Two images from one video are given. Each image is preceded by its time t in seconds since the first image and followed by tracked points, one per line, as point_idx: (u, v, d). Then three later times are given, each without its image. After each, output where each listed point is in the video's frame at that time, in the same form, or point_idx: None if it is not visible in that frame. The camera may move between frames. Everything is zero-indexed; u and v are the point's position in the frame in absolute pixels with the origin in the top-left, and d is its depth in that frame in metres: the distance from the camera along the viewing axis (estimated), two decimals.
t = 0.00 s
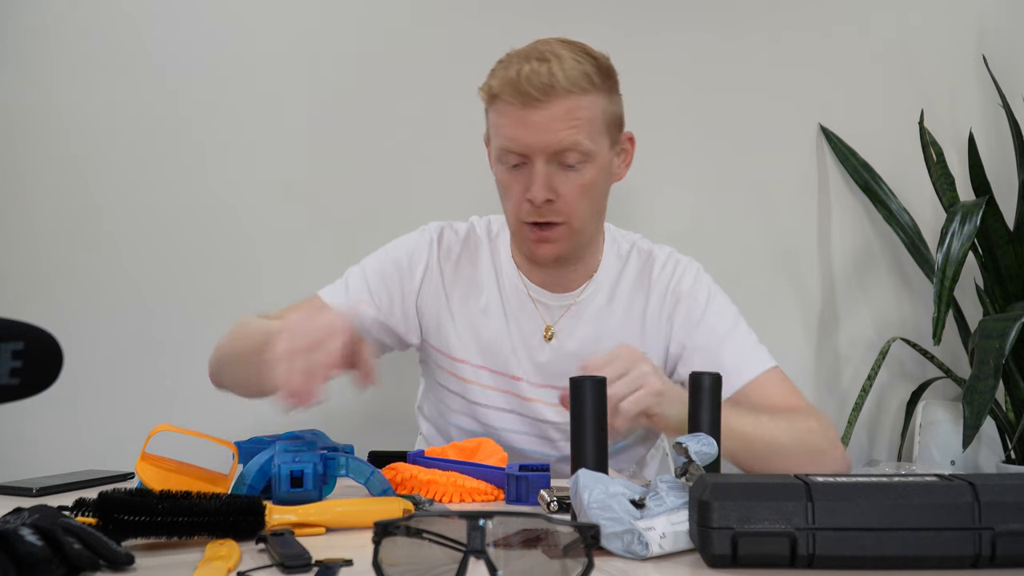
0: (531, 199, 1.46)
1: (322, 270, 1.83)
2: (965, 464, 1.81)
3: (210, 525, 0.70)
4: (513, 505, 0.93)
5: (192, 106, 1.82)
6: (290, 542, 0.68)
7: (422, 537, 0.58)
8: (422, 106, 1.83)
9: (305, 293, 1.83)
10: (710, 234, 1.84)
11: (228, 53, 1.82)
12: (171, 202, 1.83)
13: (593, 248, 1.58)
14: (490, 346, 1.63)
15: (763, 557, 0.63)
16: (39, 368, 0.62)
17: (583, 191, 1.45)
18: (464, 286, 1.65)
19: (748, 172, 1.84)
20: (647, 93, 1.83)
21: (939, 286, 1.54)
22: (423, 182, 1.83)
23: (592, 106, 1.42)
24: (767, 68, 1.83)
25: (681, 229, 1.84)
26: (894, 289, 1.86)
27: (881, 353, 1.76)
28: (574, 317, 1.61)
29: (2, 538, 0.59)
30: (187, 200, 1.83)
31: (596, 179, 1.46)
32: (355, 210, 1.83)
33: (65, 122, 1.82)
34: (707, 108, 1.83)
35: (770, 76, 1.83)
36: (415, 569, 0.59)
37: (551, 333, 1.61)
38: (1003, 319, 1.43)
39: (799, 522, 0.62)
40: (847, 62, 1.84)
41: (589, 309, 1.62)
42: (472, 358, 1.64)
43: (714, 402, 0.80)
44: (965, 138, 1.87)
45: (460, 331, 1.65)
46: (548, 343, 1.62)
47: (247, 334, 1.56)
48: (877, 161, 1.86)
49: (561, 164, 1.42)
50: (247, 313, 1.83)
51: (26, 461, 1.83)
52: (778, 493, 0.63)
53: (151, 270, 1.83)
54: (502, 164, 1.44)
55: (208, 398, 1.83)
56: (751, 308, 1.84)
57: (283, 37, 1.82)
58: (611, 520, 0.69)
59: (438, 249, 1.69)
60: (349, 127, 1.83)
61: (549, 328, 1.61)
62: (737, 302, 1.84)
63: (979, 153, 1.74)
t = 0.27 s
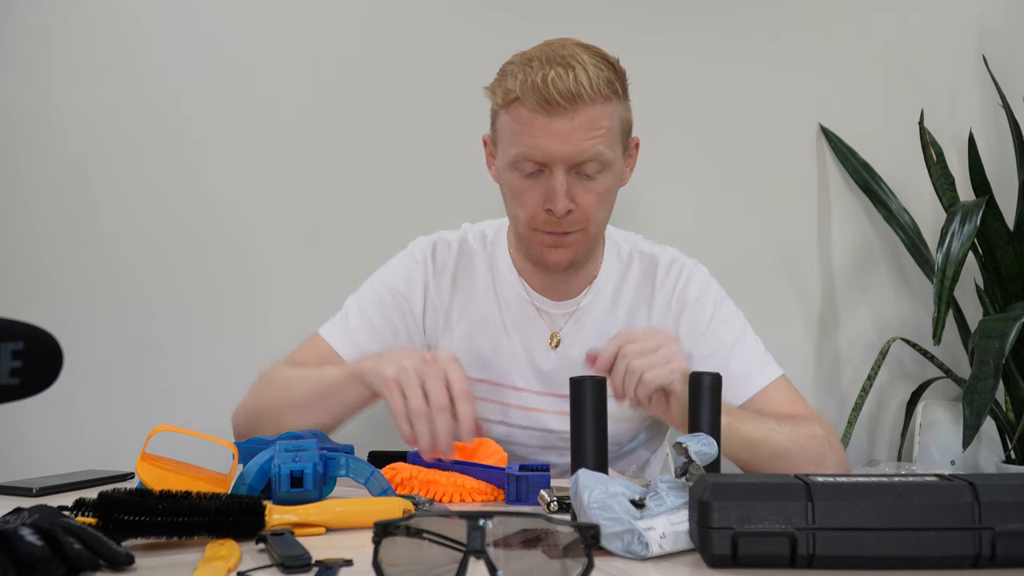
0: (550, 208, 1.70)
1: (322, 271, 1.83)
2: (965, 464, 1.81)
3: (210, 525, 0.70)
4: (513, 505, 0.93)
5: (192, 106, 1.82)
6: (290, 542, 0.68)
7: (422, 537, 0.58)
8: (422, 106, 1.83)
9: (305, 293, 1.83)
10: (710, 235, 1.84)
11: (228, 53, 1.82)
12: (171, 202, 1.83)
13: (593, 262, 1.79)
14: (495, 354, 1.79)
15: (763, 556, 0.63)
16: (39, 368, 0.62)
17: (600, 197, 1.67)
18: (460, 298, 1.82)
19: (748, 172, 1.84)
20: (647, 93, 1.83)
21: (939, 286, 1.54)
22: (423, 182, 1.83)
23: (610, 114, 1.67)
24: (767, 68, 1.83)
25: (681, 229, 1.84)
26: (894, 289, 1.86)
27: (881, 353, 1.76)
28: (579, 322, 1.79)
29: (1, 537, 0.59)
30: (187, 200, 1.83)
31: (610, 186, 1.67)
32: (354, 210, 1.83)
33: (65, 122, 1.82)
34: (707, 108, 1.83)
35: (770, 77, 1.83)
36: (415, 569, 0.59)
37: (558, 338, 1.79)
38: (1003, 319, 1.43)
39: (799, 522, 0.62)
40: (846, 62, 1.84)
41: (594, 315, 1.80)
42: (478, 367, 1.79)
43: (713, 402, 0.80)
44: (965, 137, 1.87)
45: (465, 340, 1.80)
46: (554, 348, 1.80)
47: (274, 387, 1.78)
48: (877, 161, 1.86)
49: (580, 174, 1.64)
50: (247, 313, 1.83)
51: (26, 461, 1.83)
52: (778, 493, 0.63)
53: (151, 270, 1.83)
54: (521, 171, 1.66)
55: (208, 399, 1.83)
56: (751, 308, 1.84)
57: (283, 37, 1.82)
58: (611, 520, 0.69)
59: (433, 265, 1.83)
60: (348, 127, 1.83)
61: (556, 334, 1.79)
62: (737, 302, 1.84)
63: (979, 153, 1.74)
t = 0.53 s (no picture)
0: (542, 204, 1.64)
1: (322, 271, 1.83)
2: (965, 463, 1.81)
3: (210, 525, 0.70)
4: (513, 505, 0.92)
5: (192, 106, 1.82)
6: (290, 542, 0.68)
7: (422, 537, 0.59)
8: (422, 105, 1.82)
9: (306, 293, 1.83)
10: (710, 234, 1.84)
11: (228, 53, 1.82)
12: (171, 202, 1.83)
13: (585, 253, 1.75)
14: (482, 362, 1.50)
15: (763, 557, 0.63)
16: (39, 368, 0.62)
17: (596, 211, 1.31)
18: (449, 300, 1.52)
19: (748, 172, 1.84)
20: (647, 93, 1.83)
21: (939, 286, 1.54)
22: (423, 181, 1.83)
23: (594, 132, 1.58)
24: (767, 68, 1.83)
25: (682, 229, 1.84)
26: (894, 288, 1.86)
27: (881, 353, 1.76)
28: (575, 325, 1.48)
29: (2, 538, 0.59)
30: (187, 200, 1.83)
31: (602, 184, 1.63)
32: (355, 210, 1.83)
33: (66, 122, 1.82)
34: (707, 108, 1.83)
35: (770, 76, 1.83)
36: (415, 569, 0.59)
37: (553, 344, 1.47)
38: (1003, 319, 1.43)
39: (799, 522, 0.62)
40: (847, 62, 1.84)
41: (590, 319, 1.49)
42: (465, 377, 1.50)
43: (713, 402, 0.80)
44: (965, 137, 1.87)
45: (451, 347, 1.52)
46: (549, 354, 1.48)
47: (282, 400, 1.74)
48: (877, 161, 1.86)
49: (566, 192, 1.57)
50: (248, 313, 1.83)
51: (26, 461, 1.83)
52: (778, 493, 0.63)
53: (152, 270, 1.83)
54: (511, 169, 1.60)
55: (209, 398, 1.83)
56: (751, 308, 1.84)
57: (283, 37, 1.82)
58: (611, 520, 0.69)
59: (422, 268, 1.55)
60: (349, 127, 1.83)
61: (550, 339, 1.48)
62: (738, 302, 1.84)
63: (979, 153, 1.74)
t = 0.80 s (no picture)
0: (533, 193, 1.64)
1: (322, 271, 1.83)
2: (965, 463, 1.81)
3: (210, 525, 0.70)
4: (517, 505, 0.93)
5: (192, 106, 1.82)
6: (290, 542, 0.68)
7: (422, 537, 0.58)
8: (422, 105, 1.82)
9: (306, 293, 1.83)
10: (710, 234, 1.84)
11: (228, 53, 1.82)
12: (171, 202, 1.83)
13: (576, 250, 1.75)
14: (476, 363, 1.49)
15: (763, 557, 0.63)
16: (38, 368, 0.62)
17: (586, 215, 1.31)
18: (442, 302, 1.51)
19: (748, 172, 1.84)
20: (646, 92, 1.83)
21: (939, 286, 1.54)
22: (423, 181, 1.83)
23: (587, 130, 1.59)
24: (767, 68, 1.83)
25: (682, 229, 1.84)
26: (894, 288, 1.86)
27: (881, 353, 1.76)
28: (568, 326, 1.48)
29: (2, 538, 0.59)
30: (187, 200, 1.83)
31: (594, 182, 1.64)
32: (355, 210, 1.83)
33: (65, 122, 1.82)
34: (706, 108, 1.83)
35: (770, 76, 1.83)
36: (415, 569, 0.59)
37: (546, 345, 1.47)
38: (1003, 320, 1.43)
39: (799, 522, 0.62)
40: (847, 62, 1.84)
41: (583, 320, 1.48)
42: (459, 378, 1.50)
43: (714, 402, 0.80)
44: (965, 137, 1.87)
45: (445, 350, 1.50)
46: (542, 355, 1.48)
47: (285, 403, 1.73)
48: (877, 161, 1.86)
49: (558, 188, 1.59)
50: (248, 313, 1.83)
51: (26, 461, 1.83)
52: (778, 493, 0.63)
53: (152, 270, 1.83)
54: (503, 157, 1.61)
55: (209, 398, 1.84)
56: (750, 308, 1.84)
57: (283, 37, 1.82)
58: (611, 520, 0.69)
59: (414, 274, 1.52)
60: (349, 127, 1.83)
61: (543, 340, 1.47)
62: (738, 302, 1.84)
63: (979, 153, 1.74)
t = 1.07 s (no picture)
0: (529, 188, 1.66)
1: (322, 271, 1.83)
2: (965, 463, 1.81)
3: (210, 525, 0.70)
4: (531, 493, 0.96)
5: (192, 106, 1.82)
6: (290, 542, 0.68)
7: (422, 537, 0.58)
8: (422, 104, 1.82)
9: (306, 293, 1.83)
10: (710, 234, 1.84)
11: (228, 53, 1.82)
12: (171, 202, 1.83)
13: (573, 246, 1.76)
14: (475, 360, 1.49)
15: (763, 557, 0.63)
16: (38, 368, 0.62)
17: (584, 207, 1.31)
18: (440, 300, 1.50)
19: (748, 172, 1.84)
20: (646, 92, 1.83)
21: (939, 286, 1.54)
22: (423, 181, 1.84)
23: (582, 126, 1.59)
24: (768, 68, 1.83)
25: (682, 228, 1.84)
26: (894, 288, 1.86)
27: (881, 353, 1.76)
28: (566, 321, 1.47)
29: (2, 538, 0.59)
30: (187, 200, 1.83)
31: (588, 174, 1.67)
32: (355, 210, 1.83)
33: (65, 122, 1.82)
34: (706, 108, 1.83)
35: (770, 76, 1.83)
36: (416, 568, 0.59)
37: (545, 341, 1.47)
38: (1003, 320, 1.43)
39: (799, 522, 0.62)
40: (847, 62, 1.84)
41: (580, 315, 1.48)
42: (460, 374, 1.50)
43: (714, 402, 0.79)
44: (965, 137, 1.87)
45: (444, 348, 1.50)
46: (541, 350, 1.47)
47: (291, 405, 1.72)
48: (877, 161, 1.86)
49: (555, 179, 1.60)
50: (248, 313, 1.83)
51: (26, 461, 1.83)
52: (778, 493, 0.63)
53: (152, 270, 1.83)
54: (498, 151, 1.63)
55: (209, 398, 1.84)
56: (750, 308, 1.84)
57: (283, 37, 1.82)
58: (611, 520, 0.69)
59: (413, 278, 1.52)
60: (349, 127, 1.83)
61: (542, 335, 1.47)
62: (738, 302, 1.84)
63: (979, 153, 1.74)
